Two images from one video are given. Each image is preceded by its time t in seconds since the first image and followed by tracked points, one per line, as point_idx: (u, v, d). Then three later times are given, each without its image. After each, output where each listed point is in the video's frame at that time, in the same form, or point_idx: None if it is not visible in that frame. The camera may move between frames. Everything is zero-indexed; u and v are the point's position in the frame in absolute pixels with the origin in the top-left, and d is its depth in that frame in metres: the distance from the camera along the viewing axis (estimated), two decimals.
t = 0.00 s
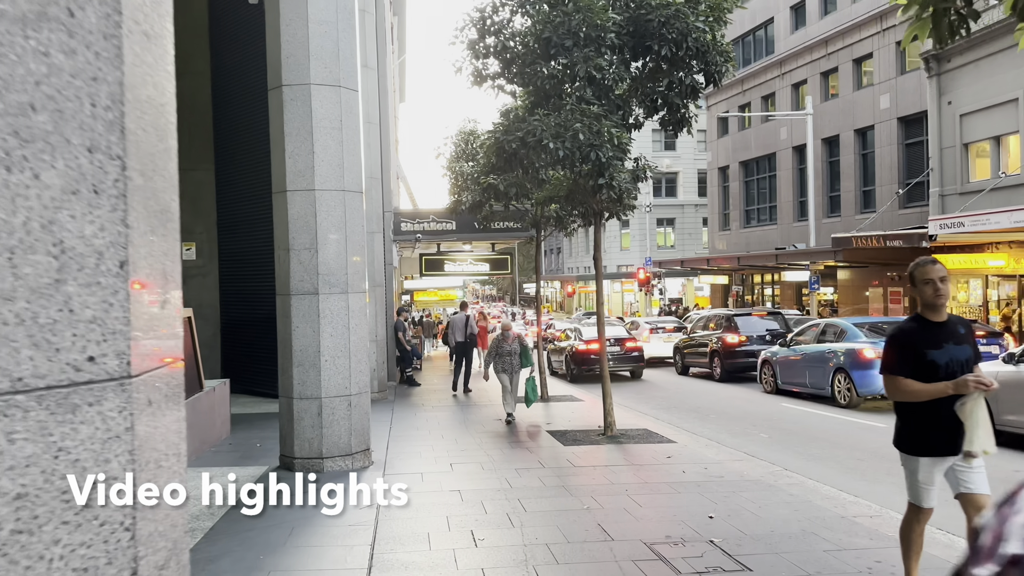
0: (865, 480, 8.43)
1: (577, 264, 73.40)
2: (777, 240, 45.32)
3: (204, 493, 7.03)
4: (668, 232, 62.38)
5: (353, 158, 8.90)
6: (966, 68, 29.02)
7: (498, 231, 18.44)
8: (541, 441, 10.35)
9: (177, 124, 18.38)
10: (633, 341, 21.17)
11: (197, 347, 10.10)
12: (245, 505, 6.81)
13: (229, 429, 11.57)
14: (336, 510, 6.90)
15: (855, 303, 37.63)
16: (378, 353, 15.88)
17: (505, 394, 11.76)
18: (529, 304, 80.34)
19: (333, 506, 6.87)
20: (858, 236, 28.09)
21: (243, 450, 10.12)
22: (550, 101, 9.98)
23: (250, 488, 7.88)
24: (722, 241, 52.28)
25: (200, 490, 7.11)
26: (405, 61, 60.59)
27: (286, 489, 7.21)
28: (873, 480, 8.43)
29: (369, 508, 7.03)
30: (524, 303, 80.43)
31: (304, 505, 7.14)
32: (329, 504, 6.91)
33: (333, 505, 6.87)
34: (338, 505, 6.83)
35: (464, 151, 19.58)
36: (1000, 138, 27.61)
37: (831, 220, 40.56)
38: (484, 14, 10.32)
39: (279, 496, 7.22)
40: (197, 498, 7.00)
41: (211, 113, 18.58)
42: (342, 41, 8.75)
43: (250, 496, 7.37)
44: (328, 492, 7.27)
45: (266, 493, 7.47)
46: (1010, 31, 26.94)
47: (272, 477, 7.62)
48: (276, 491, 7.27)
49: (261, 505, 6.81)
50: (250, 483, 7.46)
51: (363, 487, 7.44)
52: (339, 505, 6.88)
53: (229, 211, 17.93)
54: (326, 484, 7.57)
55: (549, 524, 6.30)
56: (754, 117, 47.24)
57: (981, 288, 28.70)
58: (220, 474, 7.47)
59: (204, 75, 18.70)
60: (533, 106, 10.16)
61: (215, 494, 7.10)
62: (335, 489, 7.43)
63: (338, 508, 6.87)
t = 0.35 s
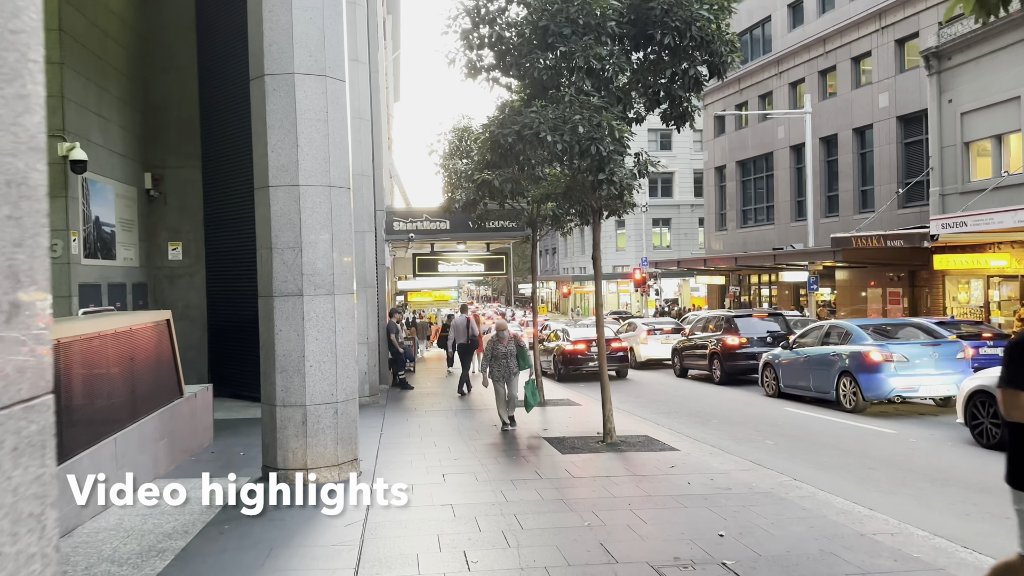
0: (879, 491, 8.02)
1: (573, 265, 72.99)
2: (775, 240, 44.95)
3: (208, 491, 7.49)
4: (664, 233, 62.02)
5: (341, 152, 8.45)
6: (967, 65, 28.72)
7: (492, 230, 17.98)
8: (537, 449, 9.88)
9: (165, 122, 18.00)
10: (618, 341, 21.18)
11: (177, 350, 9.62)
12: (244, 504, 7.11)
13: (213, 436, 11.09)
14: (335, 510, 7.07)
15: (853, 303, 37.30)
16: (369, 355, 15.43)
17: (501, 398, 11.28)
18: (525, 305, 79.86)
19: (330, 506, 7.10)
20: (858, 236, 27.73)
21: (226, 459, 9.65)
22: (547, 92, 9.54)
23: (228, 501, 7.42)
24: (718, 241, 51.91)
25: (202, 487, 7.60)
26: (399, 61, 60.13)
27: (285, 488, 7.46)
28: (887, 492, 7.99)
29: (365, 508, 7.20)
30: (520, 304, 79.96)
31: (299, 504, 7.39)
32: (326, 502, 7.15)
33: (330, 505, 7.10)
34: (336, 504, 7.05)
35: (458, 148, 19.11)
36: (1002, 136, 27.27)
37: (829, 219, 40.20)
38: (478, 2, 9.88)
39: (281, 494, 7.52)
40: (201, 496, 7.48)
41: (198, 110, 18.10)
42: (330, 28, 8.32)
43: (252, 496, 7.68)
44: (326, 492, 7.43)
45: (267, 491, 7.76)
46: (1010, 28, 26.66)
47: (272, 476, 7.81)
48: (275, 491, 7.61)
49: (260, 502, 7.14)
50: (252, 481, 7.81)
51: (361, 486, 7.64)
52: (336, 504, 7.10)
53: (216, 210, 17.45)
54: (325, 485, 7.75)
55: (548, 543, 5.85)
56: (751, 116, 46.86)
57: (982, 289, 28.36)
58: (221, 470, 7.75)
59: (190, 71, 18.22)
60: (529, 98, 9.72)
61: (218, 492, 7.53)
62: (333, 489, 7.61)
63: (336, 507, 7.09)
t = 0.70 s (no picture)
0: (905, 498, 7.58)
1: (570, 264, 72.52)
2: (775, 239, 44.56)
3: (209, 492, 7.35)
4: (661, 232, 61.62)
5: (334, 140, 7.98)
6: (971, 61, 28.35)
7: (491, 227, 17.50)
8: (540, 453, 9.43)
9: (155, 115, 17.49)
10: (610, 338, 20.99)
11: (163, 349, 9.16)
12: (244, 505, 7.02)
13: (200, 440, 10.61)
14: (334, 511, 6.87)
15: (854, 303, 36.94)
16: (365, 354, 14.99)
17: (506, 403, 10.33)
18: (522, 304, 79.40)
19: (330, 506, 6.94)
20: (861, 234, 27.32)
21: (215, 464, 9.18)
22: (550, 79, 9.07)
23: (215, 510, 7.00)
24: (716, 240, 51.51)
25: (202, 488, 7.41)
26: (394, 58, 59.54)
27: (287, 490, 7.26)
28: (912, 498, 7.57)
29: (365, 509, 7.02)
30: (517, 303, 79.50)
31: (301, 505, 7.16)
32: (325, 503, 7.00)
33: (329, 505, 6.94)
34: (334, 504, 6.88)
35: (456, 142, 18.62)
36: (1006, 132, 26.90)
37: (829, 218, 39.83)
38: None
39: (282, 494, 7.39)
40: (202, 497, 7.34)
41: (189, 104, 17.62)
42: (321, 8, 7.84)
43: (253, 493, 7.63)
44: (325, 492, 7.20)
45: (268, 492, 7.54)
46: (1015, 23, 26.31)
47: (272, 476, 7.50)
48: (276, 490, 7.44)
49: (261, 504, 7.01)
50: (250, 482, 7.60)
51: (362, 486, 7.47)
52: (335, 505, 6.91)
53: (207, 207, 16.97)
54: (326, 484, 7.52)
55: (558, 558, 5.40)
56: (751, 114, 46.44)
57: (986, 287, 28.01)
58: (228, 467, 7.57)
59: (181, 63, 17.72)
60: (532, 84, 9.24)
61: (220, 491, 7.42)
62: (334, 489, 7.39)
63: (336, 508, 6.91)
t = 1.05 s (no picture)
0: (930, 510, 7.18)
1: (568, 264, 72.08)
2: (775, 239, 44.18)
3: (207, 493, 7.26)
4: (660, 232, 61.24)
5: (326, 131, 7.53)
6: (975, 58, 27.95)
7: (490, 226, 17.04)
8: (543, 461, 8.99)
9: (145, 111, 17.04)
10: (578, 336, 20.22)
11: (146, 353, 8.71)
12: (244, 505, 7.00)
13: (188, 447, 10.17)
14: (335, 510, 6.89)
15: (854, 303, 36.62)
16: (360, 357, 14.55)
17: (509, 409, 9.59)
18: (519, 305, 78.93)
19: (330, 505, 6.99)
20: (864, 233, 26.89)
21: (201, 473, 8.73)
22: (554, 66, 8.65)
23: (199, 526, 6.54)
24: (715, 240, 51.16)
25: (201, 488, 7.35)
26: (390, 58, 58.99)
27: (286, 489, 7.11)
28: (939, 510, 7.16)
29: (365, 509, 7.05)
30: (515, 304, 79.08)
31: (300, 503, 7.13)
32: (325, 501, 7.05)
33: (329, 503, 6.97)
34: (335, 503, 6.92)
35: (454, 139, 18.15)
36: (1012, 130, 26.52)
37: (830, 217, 39.49)
38: None
39: (281, 494, 7.15)
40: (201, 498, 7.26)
41: (180, 100, 17.17)
42: None
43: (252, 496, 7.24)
44: (325, 491, 7.15)
45: (267, 493, 7.18)
46: (1020, 19, 25.94)
47: (273, 475, 7.16)
48: (275, 491, 7.16)
49: (261, 502, 7.02)
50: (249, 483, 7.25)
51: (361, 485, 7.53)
52: (335, 504, 6.96)
53: (198, 205, 16.50)
54: (326, 484, 7.31)
55: None
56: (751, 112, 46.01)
57: (991, 287, 27.69)
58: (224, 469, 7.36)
59: (171, 58, 17.26)
60: (536, 73, 8.78)
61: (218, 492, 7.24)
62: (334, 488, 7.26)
63: (336, 507, 6.98)
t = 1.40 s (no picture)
0: (958, 523, 6.72)
1: (564, 264, 71.61)
2: (773, 238, 43.79)
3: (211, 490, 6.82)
4: (657, 231, 60.84)
5: (311, 119, 7.04)
6: (978, 54, 27.57)
7: (486, 223, 16.55)
8: (543, 469, 8.51)
9: (131, 105, 16.54)
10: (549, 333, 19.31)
11: (123, 356, 8.26)
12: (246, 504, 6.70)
13: (169, 454, 9.67)
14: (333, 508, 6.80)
15: (854, 303, 36.24)
16: (352, 358, 14.07)
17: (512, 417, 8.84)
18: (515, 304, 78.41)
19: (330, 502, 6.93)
20: (867, 231, 26.44)
21: (181, 482, 8.24)
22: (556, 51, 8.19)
23: (175, 543, 6.05)
24: (712, 240, 50.77)
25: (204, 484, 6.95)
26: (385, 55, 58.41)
27: (289, 487, 6.76)
28: (967, 522, 6.69)
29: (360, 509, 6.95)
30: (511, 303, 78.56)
31: (301, 502, 6.83)
32: (325, 502, 6.91)
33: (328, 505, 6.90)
34: (337, 503, 6.90)
35: (449, 134, 17.64)
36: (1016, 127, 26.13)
37: (830, 216, 39.10)
38: None
39: (282, 494, 6.77)
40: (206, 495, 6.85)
41: (168, 94, 16.67)
42: None
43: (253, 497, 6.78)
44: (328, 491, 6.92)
45: (268, 493, 6.76)
46: None
47: (274, 472, 6.75)
48: (277, 489, 6.75)
49: (262, 502, 6.72)
50: (247, 481, 6.76)
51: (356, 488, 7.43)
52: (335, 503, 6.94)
53: (186, 202, 16.00)
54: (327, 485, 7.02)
55: None
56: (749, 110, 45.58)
57: (994, 286, 27.34)
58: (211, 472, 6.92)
59: (158, 50, 16.76)
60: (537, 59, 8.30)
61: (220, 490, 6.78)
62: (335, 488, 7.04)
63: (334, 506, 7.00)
